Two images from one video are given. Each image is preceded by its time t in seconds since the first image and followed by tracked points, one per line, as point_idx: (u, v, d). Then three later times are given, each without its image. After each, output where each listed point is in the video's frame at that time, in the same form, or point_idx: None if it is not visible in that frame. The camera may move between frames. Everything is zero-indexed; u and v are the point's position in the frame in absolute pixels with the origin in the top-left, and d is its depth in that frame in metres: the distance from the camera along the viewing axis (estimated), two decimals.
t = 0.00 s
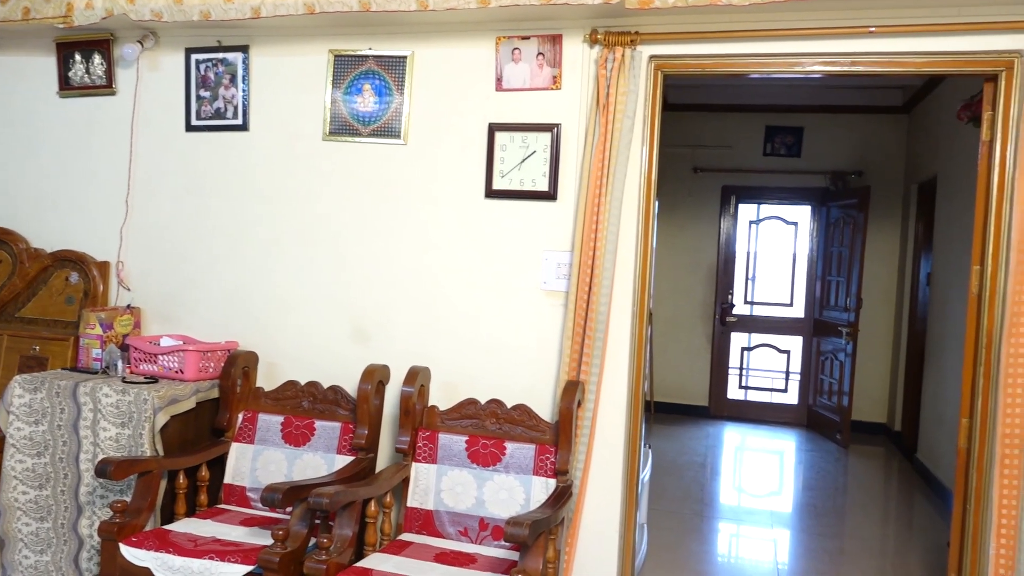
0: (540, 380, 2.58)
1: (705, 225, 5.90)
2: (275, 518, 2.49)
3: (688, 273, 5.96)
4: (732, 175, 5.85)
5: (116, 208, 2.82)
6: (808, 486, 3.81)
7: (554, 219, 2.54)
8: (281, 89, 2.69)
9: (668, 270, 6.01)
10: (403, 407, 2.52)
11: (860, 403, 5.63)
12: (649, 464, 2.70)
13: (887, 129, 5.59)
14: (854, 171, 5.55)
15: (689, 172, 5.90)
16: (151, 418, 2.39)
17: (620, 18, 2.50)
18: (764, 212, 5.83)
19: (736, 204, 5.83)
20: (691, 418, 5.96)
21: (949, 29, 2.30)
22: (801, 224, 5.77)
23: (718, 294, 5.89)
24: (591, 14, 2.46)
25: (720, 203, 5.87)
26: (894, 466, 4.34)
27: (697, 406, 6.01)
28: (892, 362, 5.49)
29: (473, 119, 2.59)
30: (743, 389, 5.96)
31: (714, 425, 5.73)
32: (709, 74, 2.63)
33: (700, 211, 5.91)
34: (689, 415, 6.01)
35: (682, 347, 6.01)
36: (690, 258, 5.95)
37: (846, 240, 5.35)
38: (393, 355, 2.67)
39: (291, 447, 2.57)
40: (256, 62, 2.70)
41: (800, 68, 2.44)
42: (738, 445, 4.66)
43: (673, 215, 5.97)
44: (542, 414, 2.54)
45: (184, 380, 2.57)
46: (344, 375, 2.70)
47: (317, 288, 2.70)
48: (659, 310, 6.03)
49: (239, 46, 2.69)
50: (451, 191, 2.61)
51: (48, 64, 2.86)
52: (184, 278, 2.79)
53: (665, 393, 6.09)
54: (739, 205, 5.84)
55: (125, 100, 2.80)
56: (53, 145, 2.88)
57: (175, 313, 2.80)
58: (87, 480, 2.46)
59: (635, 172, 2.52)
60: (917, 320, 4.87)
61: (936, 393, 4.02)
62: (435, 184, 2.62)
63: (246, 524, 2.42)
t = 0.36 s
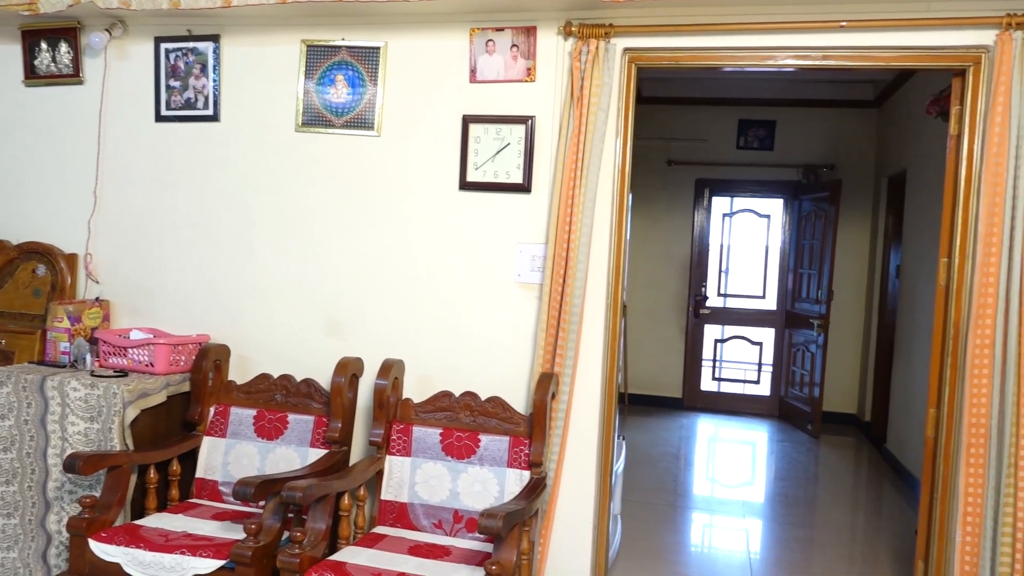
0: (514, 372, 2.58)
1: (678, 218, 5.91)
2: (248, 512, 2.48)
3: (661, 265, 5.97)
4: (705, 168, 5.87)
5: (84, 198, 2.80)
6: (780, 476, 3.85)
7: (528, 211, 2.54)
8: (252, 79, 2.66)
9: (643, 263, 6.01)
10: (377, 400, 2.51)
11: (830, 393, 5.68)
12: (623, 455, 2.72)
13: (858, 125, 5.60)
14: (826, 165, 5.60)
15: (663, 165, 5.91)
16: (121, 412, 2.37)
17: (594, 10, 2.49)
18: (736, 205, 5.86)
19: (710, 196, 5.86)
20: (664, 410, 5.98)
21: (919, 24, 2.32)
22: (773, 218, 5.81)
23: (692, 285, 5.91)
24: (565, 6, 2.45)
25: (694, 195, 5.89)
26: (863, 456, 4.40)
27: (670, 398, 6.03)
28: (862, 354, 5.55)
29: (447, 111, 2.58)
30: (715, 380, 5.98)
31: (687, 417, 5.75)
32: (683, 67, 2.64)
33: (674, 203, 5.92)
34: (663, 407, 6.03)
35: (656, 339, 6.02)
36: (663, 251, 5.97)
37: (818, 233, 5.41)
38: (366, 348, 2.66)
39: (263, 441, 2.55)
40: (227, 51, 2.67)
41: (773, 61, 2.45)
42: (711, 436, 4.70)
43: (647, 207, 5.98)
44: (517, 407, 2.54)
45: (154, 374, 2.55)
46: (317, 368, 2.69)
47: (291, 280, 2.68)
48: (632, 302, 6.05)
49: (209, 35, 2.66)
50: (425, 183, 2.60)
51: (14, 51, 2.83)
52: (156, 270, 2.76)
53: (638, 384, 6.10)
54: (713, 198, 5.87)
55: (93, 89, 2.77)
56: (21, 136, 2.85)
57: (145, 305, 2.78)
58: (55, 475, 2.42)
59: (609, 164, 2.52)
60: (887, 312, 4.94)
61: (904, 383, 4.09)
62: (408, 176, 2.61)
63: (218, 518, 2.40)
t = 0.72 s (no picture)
0: (486, 366, 2.58)
1: (650, 212, 5.93)
2: (218, 509, 2.46)
3: (634, 260, 5.99)
4: (677, 163, 5.88)
5: (49, 191, 2.77)
6: (751, 469, 3.89)
7: (501, 206, 2.54)
8: (222, 72, 2.64)
9: (616, 257, 6.02)
10: (349, 395, 2.50)
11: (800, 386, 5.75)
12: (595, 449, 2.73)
13: (831, 122, 5.65)
14: (796, 161, 5.65)
15: (635, 160, 5.92)
16: (87, 409, 2.34)
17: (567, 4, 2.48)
18: (708, 200, 5.88)
19: (682, 190, 5.88)
20: (636, 404, 5.99)
21: (886, 21, 2.35)
22: (744, 212, 5.86)
23: (664, 280, 5.93)
24: None
25: (666, 189, 5.90)
26: (832, 448, 4.47)
27: (643, 392, 6.05)
28: (830, 348, 5.63)
29: (419, 105, 2.57)
30: (688, 374, 6.01)
31: (659, 411, 5.76)
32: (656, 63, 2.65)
33: (646, 198, 5.93)
34: (635, 401, 6.05)
35: (628, 334, 6.04)
36: (635, 245, 5.98)
37: (787, 228, 5.44)
38: (338, 343, 2.65)
39: (234, 437, 2.53)
40: (196, 43, 2.66)
41: (743, 58, 2.47)
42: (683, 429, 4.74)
43: (619, 202, 5.98)
44: (489, 401, 2.54)
45: (122, 370, 2.52)
46: (289, 363, 2.68)
47: (262, 275, 2.67)
48: (606, 297, 6.07)
49: (177, 27, 2.64)
50: (397, 178, 2.60)
51: None
52: (124, 265, 2.74)
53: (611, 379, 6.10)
54: (684, 192, 5.89)
55: (58, 81, 2.75)
56: None
57: (113, 300, 2.76)
58: (20, 473, 2.38)
59: (581, 159, 2.53)
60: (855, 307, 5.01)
61: (872, 376, 4.15)
62: (380, 170, 2.60)
63: (188, 515, 2.38)
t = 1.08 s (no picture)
0: (463, 364, 2.58)
1: (627, 210, 5.95)
2: (192, 508, 2.43)
3: (611, 257, 6.00)
4: (654, 161, 5.90)
5: (18, 187, 2.76)
6: (725, 464, 3.92)
7: (477, 203, 2.54)
8: (195, 67, 2.63)
9: (593, 254, 6.04)
10: (324, 392, 2.49)
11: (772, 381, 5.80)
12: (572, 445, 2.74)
13: (808, 121, 5.70)
14: (770, 159, 5.69)
15: (612, 158, 5.94)
16: (58, 408, 2.30)
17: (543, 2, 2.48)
18: (684, 198, 5.92)
19: (657, 188, 5.89)
20: (613, 400, 6.01)
21: (859, 21, 2.37)
22: (719, 210, 5.90)
23: (640, 277, 5.94)
24: None
25: (643, 186, 5.93)
26: (806, 444, 4.51)
27: (620, 389, 6.07)
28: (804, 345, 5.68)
29: (395, 101, 2.56)
30: (664, 371, 6.03)
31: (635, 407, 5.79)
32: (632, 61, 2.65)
33: (624, 196, 5.96)
34: (612, 398, 6.06)
35: (605, 331, 6.06)
36: (612, 242, 6.00)
37: (762, 226, 5.49)
38: (313, 340, 2.64)
39: (208, 435, 2.51)
40: (168, 38, 2.64)
41: (719, 56, 2.48)
42: (659, 426, 4.77)
43: (596, 200, 6.00)
44: (466, 398, 2.54)
45: (93, 368, 2.48)
46: (263, 361, 2.67)
47: (236, 272, 2.66)
48: (582, 294, 6.08)
49: (149, 21, 2.63)
50: (373, 174, 2.59)
51: None
52: (96, 261, 2.73)
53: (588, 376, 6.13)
54: (661, 190, 5.92)
55: (27, 75, 2.73)
56: None
57: (84, 298, 2.75)
58: None
59: (557, 156, 2.53)
60: (828, 303, 5.07)
61: (845, 371, 4.20)
62: (355, 167, 2.59)
63: (161, 514, 2.35)
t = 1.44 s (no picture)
0: (442, 361, 2.58)
1: (608, 208, 5.97)
2: (168, 508, 2.42)
3: (593, 254, 6.02)
4: (634, 159, 5.93)
5: None
6: (704, 461, 3.95)
7: (457, 201, 2.53)
8: (172, 62, 2.62)
9: (571, 252, 6.05)
10: (302, 391, 2.48)
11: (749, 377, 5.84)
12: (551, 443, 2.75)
13: (789, 120, 5.74)
14: (748, 157, 5.72)
15: (591, 156, 5.96)
16: (31, 407, 2.28)
17: None
18: (663, 196, 5.95)
19: (637, 186, 5.92)
20: (592, 397, 6.03)
21: (835, 20, 2.39)
22: (698, 208, 5.94)
23: (620, 275, 5.97)
24: None
25: (622, 184, 5.95)
26: (784, 441, 4.55)
27: (600, 386, 6.09)
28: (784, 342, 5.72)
29: (374, 98, 2.56)
30: (643, 368, 6.06)
31: (615, 405, 5.80)
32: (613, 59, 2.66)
33: (603, 193, 5.97)
34: (592, 395, 6.08)
35: (585, 329, 6.07)
36: (591, 240, 6.02)
37: (740, 224, 5.53)
38: (292, 338, 2.63)
39: (184, 434, 2.50)
40: (143, 33, 2.63)
41: (697, 55, 2.49)
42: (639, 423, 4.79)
43: (575, 198, 6.01)
44: (445, 396, 2.54)
45: (67, 367, 2.46)
46: (241, 359, 2.66)
47: (213, 269, 2.65)
48: (562, 292, 6.09)
49: (124, 15, 2.61)
50: (352, 172, 2.58)
51: None
52: (71, 257, 2.71)
53: (567, 373, 6.14)
54: (640, 188, 5.94)
55: None
56: None
57: (58, 295, 2.73)
58: None
59: (537, 154, 2.53)
60: (805, 301, 5.11)
61: (822, 368, 4.23)
62: (334, 164, 2.58)
63: (137, 514, 2.33)
